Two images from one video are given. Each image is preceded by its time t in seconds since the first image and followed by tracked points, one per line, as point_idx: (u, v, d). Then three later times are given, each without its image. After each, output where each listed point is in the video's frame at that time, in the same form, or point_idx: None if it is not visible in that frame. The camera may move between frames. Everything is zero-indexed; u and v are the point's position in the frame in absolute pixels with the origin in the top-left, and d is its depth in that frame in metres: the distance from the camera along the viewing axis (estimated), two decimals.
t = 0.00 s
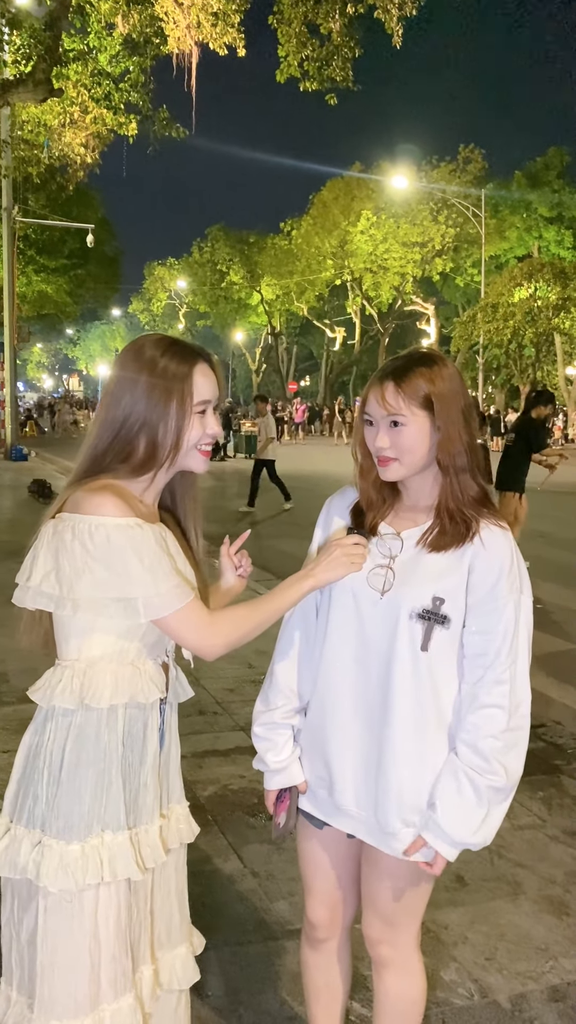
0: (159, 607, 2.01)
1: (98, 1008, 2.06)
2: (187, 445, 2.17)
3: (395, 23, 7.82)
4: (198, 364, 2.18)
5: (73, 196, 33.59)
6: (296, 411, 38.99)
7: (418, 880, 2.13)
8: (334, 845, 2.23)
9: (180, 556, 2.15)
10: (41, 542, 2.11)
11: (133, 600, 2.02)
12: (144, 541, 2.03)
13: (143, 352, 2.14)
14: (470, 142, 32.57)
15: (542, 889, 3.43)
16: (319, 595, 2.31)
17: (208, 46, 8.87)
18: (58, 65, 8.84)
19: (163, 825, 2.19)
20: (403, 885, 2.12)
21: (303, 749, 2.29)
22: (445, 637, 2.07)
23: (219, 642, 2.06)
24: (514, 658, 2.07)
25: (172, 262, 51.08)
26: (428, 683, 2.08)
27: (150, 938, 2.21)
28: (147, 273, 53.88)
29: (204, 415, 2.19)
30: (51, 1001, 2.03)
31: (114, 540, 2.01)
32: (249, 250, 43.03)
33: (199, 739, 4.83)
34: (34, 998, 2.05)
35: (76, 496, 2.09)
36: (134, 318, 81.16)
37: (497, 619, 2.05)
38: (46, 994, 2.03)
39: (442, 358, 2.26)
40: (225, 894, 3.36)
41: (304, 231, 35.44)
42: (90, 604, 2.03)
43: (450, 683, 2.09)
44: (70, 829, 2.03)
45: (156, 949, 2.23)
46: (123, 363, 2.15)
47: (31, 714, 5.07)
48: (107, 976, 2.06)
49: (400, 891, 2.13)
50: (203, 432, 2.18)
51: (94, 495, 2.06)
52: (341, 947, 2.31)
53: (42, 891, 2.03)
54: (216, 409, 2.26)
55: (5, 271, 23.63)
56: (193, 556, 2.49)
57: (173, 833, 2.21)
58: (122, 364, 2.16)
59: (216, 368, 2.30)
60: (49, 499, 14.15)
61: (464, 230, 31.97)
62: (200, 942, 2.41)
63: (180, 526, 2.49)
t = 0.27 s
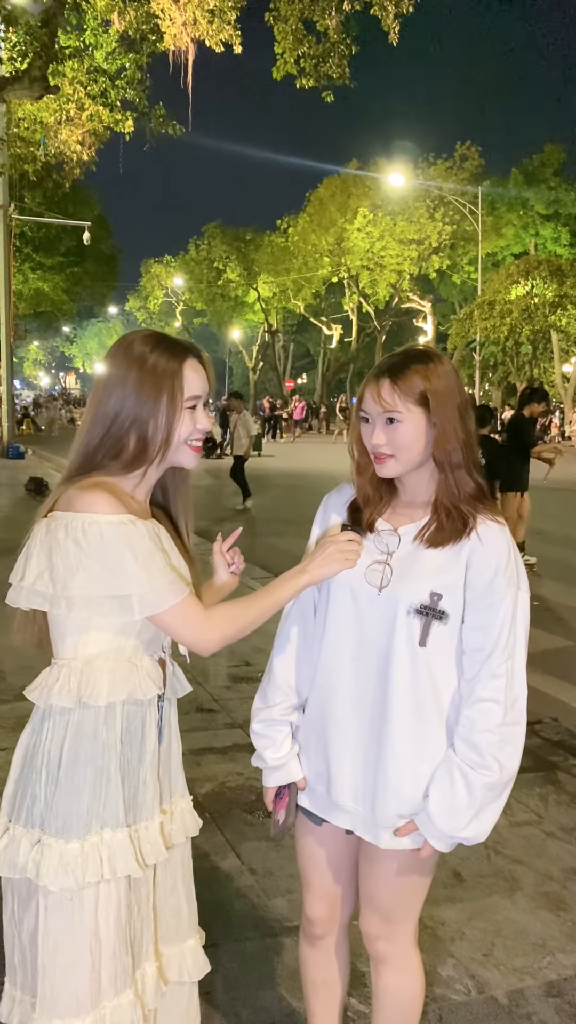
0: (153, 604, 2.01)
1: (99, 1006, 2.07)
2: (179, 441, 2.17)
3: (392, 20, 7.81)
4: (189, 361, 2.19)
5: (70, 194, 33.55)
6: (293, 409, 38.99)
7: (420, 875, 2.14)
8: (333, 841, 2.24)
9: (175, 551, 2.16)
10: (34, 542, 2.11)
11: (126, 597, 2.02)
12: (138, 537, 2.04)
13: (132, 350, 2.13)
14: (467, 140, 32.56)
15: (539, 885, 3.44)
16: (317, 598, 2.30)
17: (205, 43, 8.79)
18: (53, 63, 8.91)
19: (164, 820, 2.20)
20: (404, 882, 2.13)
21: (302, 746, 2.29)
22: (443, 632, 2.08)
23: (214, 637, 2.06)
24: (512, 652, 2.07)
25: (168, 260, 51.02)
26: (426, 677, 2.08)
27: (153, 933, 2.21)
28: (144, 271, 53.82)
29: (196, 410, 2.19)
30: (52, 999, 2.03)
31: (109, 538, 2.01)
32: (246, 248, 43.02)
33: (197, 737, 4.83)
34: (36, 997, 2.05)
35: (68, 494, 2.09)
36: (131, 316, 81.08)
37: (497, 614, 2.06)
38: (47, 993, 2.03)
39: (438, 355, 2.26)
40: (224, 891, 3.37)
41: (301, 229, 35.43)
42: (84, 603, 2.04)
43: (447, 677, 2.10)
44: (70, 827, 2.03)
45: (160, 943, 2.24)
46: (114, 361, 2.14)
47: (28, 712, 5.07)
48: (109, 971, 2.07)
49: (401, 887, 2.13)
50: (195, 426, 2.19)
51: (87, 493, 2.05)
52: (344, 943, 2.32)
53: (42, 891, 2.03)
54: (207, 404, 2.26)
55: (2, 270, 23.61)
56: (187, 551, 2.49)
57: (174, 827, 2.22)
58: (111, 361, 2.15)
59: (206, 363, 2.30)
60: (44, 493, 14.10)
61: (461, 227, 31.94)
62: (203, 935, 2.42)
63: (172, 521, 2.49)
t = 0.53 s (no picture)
0: (150, 603, 2.01)
1: (100, 1005, 2.07)
2: (173, 438, 2.17)
3: (389, 19, 7.81)
4: (182, 358, 2.18)
5: (67, 192, 33.52)
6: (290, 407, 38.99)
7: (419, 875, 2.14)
8: (332, 840, 2.24)
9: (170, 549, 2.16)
10: (29, 544, 2.10)
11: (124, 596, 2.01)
12: (133, 537, 2.04)
13: (124, 348, 2.12)
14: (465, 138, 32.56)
15: (537, 883, 3.44)
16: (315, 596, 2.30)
17: (202, 42, 8.78)
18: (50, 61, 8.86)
19: (164, 819, 2.20)
20: (403, 881, 2.13)
21: (300, 745, 2.29)
22: (442, 630, 2.08)
23: (211, 635, 2.06)
24: (512, 651, 2.07)
25: (166, 259, 50.98)
26: (425, 676, 2.08)
27: (152, 933, 2.21)
28: (141, 270, 53.76)
29: (189, 407, 2.20)
30: (52, 1000, 2.02)
31: (105, 537, 2.01)
32: (244, 246, 43.03)
33: (196, 735, 4.84)
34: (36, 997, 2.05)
35: (62, 494, 2.08)
36: (128, 314, 81.05)
37: (497, 613, 2.06)
38: (47, 994, 2.03)
39: (435, 353, 2.26)
40: (223, 889, 3.37)
41: (299, 227, 35.44)
42: (81, 603, 2.03)
43: (447, 676, 2.10)
44: (69, 828, 2.03)
45: (159, 944, 2.23)
46: (107, 359, 2.13)
47: (26, 711, 5.07)
48: (109, 971, 2.07)
49: (401, 885, 2.13)
50: (188, 424, 2.19)
51: (81, 494, 2.05)
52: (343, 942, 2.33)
53: (42, 892, 2.02)
54: (199, 401, 2.27)
55: None
56: (181, 548, 2.49)
57: (175, 826, 2.22)
58: (103, 360, 2.14)
59: (199, 360, 2.30)
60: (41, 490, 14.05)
61: (458, 225, 31.93)
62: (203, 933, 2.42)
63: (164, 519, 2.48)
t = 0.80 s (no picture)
0: (148, 603, 2.01)
1: (104, 1004, 2.07)
2: (168, 438, 2.18)
3: (387, 18, 7.82)
4: (180, 358, 2.19)
5: (65, 191, 33.50)
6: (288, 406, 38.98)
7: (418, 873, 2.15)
8: (332, 840, 2.24)
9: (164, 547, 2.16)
10: (25, 547, 2.10)
11: (123, 597, 2.01)
12: (129, 536, 2.03)
13: (121, 347, 2.13)
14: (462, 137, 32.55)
15: (535, 881, 3.45)
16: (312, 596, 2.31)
17: (200, 40, 8.77)
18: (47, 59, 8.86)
19: (164, 816, 2.20)
20: (400, 880, 2.14)
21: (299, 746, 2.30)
22: (438, 632, 2.08)
23: (209, 635, 2.07)
24: (507, 650, 2.07)
25: (164, 258, 50.97)
26: (421, 677, 2.09)
27: (153, 931, 2.20)
28: (139, 269, 53.74)
29: (185, 408, 2.20)
30: (55, 1003, 2.02)
31: (103, 537, 2.01)
32: (242, 245, 43.01)
33: (194, 734, 4.84)
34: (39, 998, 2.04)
35: (58, 495, 2.08)
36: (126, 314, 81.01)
37: (492, 613, 2.06)
38: (51, 995, 2.03)
39: (430, 352, 2.26)
40: (221, 888, 3.37)
41: (297, 226, 35.44)
42: (80, 604, 2.04)
43: (444, 676, 2.11)
44: (71, 829, 2.03)
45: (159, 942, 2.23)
46: (105, 357, 2.13)
47: (25, 710, 5.07)
48: (111, 971, 2.07)
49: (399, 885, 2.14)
50: (183, 424, 2.20)
51: (75, 495, 2.05)
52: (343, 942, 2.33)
53: (44, 893, 2.02)
54: (195, 400, 2.27)
55: None
56: (177, 546, 2.50)
57: (175, 823, 2.22)
58: (100, 360, 2.14)
59: (196, 358, 2.30)
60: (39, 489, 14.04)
61: (456, 224, 31.93)
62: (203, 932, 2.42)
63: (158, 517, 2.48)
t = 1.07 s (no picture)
0: (144, 603, 2.01)
1: (102, 1003, 2.07)
2: (170, 440, 2.17)
3: (385, 18, 7.80)
4: (184, 359, 2.19)
5: (63, 190, 33.47)
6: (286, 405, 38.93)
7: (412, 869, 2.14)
8: (324, 839, 2.24)
9: (160, 546, 2.16)
10: (23, 546, 2.10)
11: (117, 597, 2.01)
12: (126, 536, 2.03)
13: (124, 347, 2.12)
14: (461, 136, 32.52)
15: (534, 881, 3.45)
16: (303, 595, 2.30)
17: (198, 39, 8.74)
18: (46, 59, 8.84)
19: (162, 817, 2.19)
20: (392, 879, 2.13)
21: (290, 746, 2.29)
22: (427, 630, 2.08)
23: (205, 634, 2.06)
24: (494, 648, 2.07)
25: (162, 257, 50.94)
26: (407, 676, 2.09)
27: (151, 930, 2.20)
28: (138, 268, 53.70)
29: (189, 409, 2.19)
30: (53, 1001, 2.02)
31: (98, 537, 2.00)
32: (240, 245, 42.96)
33: (192, 734, 4.83)
34: (37, 997, 2.04)
35: (58, 493, 2.08)
36: (124, 313, 80.95)
37: (477, 611, 2.06)
38: (49, 994, 2.02)
39: (417, 352, 2.25)
40: (220, 888, 3.37)
41: (295, 225, 35.42)
42: (76, 604, 2.03)
43: (431, 675, 2.11)
44: (69, 828, 2.02)
45: (157, 941, 2.23)
46: (108, 356, 2.12)
47: (23, 710, 5.06)
48: (109, 971, 2.06)
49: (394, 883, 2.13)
50: (187, 425, 2.19)
51: (73, 494, 2.05)
52: (337, 940, 2.32)
53: (42, 892, 2.02)
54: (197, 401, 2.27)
55: None
56: (177, 545, 2.50)
57: (173, 823, 2.21)
58: (103, 359, 2.14)
59: (199, 359, 2.29)
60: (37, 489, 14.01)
61: (455, 224, 31.91)
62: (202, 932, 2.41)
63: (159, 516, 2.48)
